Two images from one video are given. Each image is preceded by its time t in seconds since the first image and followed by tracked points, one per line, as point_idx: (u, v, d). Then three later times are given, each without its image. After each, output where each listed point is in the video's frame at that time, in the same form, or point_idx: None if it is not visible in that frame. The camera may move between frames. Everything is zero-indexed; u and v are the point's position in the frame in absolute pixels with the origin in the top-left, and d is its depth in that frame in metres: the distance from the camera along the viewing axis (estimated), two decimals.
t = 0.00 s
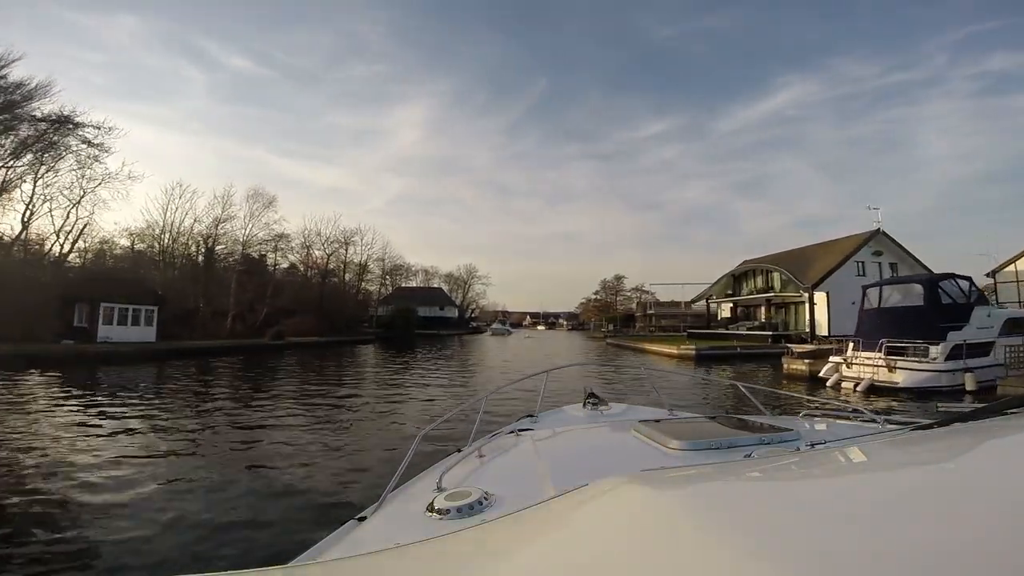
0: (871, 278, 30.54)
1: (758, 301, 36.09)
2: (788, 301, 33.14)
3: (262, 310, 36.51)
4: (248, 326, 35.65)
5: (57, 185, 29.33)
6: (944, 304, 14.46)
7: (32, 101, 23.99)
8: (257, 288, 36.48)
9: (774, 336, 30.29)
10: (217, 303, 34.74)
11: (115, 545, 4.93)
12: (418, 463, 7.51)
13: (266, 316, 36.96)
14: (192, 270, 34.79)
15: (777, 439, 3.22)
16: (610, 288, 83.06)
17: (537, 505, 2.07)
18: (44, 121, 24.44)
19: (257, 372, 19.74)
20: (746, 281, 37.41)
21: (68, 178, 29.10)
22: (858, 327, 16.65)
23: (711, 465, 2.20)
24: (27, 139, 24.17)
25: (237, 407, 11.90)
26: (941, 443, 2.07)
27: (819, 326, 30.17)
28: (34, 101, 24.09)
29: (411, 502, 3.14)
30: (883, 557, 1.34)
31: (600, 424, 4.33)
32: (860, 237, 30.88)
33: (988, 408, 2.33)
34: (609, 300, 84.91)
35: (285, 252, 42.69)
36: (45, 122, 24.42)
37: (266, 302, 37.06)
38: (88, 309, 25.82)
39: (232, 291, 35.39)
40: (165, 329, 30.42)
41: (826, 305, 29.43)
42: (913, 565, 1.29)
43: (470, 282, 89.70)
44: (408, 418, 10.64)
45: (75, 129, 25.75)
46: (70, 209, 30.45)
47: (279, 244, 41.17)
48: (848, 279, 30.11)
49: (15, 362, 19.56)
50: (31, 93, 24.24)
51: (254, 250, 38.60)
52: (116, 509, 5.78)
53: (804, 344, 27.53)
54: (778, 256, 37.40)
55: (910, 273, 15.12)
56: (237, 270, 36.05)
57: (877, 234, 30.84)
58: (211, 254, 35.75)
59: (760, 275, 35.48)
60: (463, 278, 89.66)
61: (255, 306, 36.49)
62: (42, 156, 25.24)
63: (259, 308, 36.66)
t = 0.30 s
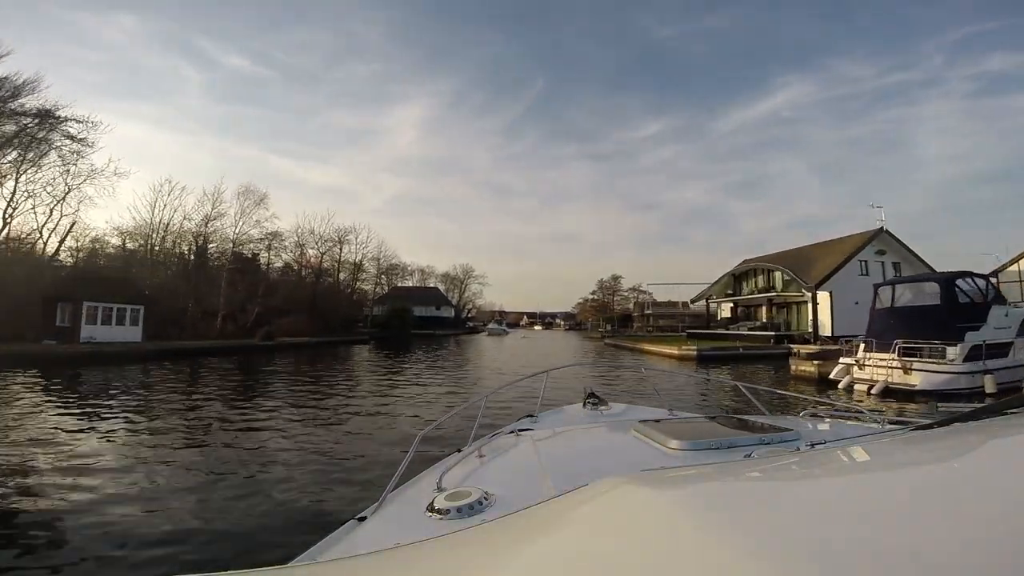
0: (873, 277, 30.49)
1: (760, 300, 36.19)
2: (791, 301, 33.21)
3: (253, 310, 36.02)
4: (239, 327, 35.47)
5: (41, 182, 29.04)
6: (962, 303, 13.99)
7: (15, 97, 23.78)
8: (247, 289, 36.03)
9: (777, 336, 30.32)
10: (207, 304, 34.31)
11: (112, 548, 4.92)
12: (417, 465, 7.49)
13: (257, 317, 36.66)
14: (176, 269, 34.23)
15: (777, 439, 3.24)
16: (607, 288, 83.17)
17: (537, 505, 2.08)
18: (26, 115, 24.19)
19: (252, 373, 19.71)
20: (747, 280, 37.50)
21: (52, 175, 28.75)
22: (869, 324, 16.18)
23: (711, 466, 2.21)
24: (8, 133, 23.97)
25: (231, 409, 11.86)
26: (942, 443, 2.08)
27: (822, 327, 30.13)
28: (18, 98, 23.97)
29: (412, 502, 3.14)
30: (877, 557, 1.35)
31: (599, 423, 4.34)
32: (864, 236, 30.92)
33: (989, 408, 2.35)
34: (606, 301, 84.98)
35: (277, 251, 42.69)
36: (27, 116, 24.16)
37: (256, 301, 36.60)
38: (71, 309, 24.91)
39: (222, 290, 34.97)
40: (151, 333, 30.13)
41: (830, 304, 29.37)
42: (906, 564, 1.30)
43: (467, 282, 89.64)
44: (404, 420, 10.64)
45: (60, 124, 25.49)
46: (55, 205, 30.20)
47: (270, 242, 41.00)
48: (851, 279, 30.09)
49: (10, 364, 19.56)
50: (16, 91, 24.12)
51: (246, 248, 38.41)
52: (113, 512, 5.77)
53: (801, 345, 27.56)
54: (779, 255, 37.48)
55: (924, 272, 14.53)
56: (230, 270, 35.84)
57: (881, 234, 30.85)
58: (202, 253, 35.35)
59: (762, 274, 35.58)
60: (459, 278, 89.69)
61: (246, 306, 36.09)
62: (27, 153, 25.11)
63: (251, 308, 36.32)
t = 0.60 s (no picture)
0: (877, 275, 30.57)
1: (762, 300, 36.15)
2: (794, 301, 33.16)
3: (244, 310, 36.05)
4: (229, 326, 35.08)
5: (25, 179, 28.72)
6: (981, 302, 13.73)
7: None
8: (236, 287, 35.81)
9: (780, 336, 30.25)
10: (195, 300, 34.01)
11: (111, 550, 4.91)
12: (417, 466, 7.49)
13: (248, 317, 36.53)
14: (160, 269, 33.91)
15: (777, 439, 3.25)
16: (604, 288, 83.28)
17: (536, 505, 2.08)
18: (7, 110, 24.01)
19: (247, 374, 19.67)
20: (749, 279, 37.52)
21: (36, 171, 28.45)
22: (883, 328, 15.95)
23: (711, 466, 2.21)
24: None
25: (227, 410, 11.85)
26: (944, 443, 2.09)
27: (825, 326, 30.00)
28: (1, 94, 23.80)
29: (412, 502, 3.14)
30: (877, 556, 1.36)
31: (599, 423, 4.34)
32: (868, 234, 30.94)
33: (985, 407, 2.39)
34: (603, 300, 85.01)
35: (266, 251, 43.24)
36: (9, 111, 23.97)
37: (246, 301, 36.55)
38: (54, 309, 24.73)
39: (210, 288, 34.71)
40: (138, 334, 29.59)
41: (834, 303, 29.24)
42: (908, 563, 1.30)
43: (463, 282, 89.54)
44: (402, 421, 10.65)
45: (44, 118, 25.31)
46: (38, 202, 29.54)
47: (260, 240, 40.87)
48: (856, 277, 30.12)
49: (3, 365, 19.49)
50: None
51: (239, 248, 38.21)
52: (111, 513, 5.75)
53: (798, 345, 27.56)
54: (781, 254, 37.53)
55: (939, 271, 14.45)
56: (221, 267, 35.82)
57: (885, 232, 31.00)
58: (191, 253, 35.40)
59: (764, 274, 35.58)
60: (456, 278, 89.57)
61: (237, 306, 36.05)
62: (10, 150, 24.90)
63: (242, 308, 36.29)
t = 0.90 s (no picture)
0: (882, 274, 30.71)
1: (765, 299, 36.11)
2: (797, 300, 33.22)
3: (237, 309, 35.99)
4: (221, 326, 35.27)
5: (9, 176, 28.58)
6: (1004, 300, 13.23)
7: None
8: (229, 287, 35.12)
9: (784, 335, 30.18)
10: (187, 300, 33.37)
11: (108, 550, 4.90)
12: (417, 466, 7.48)
13: (240, 316, 36.73)
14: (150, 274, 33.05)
15: (777, 439, 3.25)
16: (602, 288, 83.33)
17: (536, 506, 2.08)
18: None
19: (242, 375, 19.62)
20: (750, 278, 37.59)
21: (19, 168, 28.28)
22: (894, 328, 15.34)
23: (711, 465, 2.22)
24: None
25: (221, 411, 11.82)
26: (946, 443, 2.09)
27: (830, 326, 29.95)
28: None
29: (412, 502, 3.14)
30: (874, 558, 1.36)
31: (599, 423, 4.35)
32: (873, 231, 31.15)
33: (985, 407, 2.41)
34: (600, 301, 85.04)
35: (260, 250, 42.93)
36: None
37: (239, 302, 36.26)
38: (35, 309, 24.59)
39: (202, 287, 33.88)
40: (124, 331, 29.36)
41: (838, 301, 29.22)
42: (907, 563, 1.31)
43: (460, 281, 89.54)
44: (398, 422, 10.65)
45: (27, 113, 25.13)
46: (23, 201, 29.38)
47: (251, 239, 40.88)
48: (861, 275, 30.18)
49: None
50: None
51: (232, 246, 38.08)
52: (108, 515, 5.75)
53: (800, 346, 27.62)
54: (783, 253, 37.60)
55: (958, 268, 13.89)
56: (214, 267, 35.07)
57: (889, 229, 31.13)
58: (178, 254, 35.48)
59: (767, 272, 35.54)
60: (453, 278, 89.57)
61: (229, 306, 35.92)
62: None
63: (234, 309, 36.24)
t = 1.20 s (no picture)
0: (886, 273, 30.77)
1: (768, 298, 36.09)
2: (801, 300, 33.30)
3: (229, 308, 35.48)
4: (212, 326, 34.96)
5: None
6: None
7: None
8: (220, 287, 34.91)
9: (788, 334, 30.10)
10: (176, 300, 33.07)
11: (107, 552, 4.90)
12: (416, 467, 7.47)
13: (232, 316, 36.39)
14: (142, 272, 32.47)
15: (777, 439, 3.26)
16: (600, 287, 83.26)
17: (537, 505, 2.08)
18: None
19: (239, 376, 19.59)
20: (752, 277, 37.66)
21: (2, 164, 28.05)
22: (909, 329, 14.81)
23: (710, 466, 2.22)
24: None
25: (214, 413, 11.73)
26: (947, 443, 2.10)
27: (835, 325, 29.99)
28: None
29: (413, 502, 3.13)
30: (873, 557, 1.36)
31: (598, 423, 4.35)
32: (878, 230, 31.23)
33: (985, 406, 2.42)
34: (598, 300, 84.98)
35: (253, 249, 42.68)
36: None
37: (230, 301, 35.87)
38: (19, 308, 24.10)
39: (193, 286, 33.65)
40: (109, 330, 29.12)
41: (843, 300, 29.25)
42: (906, 563, 1.32)
43: (457, 280, 89.42)
44: (393, 424, 10.57)
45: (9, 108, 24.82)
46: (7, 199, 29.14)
47: (243, 237, 40.71)
48: (866, 274, 30.21)
49: None
50: None
51: (223, 244, 37.97)
52: (105, 517, 5.73)
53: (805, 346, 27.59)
54: (785, 251, 37.64)
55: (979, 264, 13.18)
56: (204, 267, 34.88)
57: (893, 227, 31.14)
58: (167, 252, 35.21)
59: (770, 271, 35.58)
60: (450, 277, 89.46)
61: (220, 305, 35.49)
62: None
63: (225, 308, 35.72)
